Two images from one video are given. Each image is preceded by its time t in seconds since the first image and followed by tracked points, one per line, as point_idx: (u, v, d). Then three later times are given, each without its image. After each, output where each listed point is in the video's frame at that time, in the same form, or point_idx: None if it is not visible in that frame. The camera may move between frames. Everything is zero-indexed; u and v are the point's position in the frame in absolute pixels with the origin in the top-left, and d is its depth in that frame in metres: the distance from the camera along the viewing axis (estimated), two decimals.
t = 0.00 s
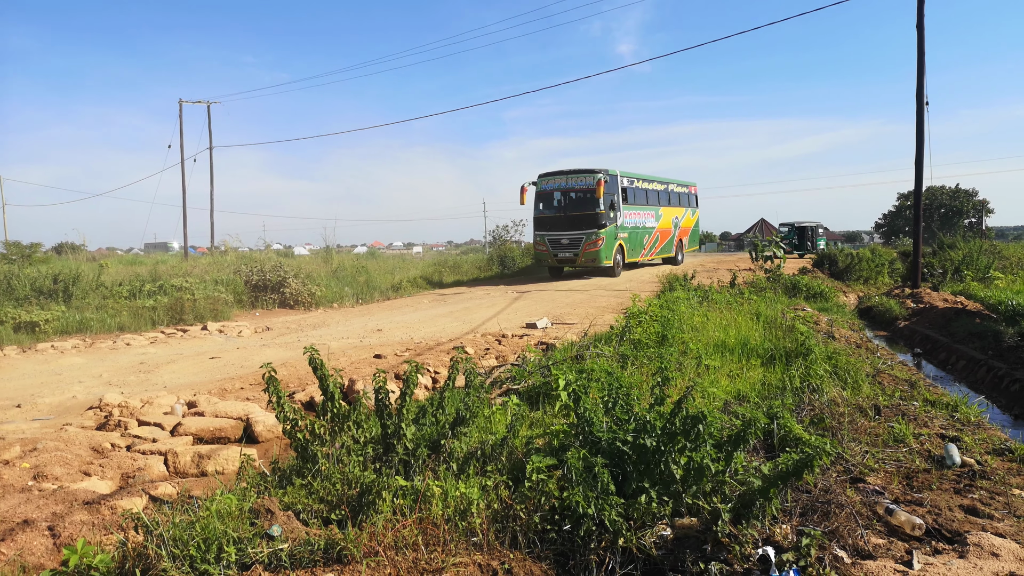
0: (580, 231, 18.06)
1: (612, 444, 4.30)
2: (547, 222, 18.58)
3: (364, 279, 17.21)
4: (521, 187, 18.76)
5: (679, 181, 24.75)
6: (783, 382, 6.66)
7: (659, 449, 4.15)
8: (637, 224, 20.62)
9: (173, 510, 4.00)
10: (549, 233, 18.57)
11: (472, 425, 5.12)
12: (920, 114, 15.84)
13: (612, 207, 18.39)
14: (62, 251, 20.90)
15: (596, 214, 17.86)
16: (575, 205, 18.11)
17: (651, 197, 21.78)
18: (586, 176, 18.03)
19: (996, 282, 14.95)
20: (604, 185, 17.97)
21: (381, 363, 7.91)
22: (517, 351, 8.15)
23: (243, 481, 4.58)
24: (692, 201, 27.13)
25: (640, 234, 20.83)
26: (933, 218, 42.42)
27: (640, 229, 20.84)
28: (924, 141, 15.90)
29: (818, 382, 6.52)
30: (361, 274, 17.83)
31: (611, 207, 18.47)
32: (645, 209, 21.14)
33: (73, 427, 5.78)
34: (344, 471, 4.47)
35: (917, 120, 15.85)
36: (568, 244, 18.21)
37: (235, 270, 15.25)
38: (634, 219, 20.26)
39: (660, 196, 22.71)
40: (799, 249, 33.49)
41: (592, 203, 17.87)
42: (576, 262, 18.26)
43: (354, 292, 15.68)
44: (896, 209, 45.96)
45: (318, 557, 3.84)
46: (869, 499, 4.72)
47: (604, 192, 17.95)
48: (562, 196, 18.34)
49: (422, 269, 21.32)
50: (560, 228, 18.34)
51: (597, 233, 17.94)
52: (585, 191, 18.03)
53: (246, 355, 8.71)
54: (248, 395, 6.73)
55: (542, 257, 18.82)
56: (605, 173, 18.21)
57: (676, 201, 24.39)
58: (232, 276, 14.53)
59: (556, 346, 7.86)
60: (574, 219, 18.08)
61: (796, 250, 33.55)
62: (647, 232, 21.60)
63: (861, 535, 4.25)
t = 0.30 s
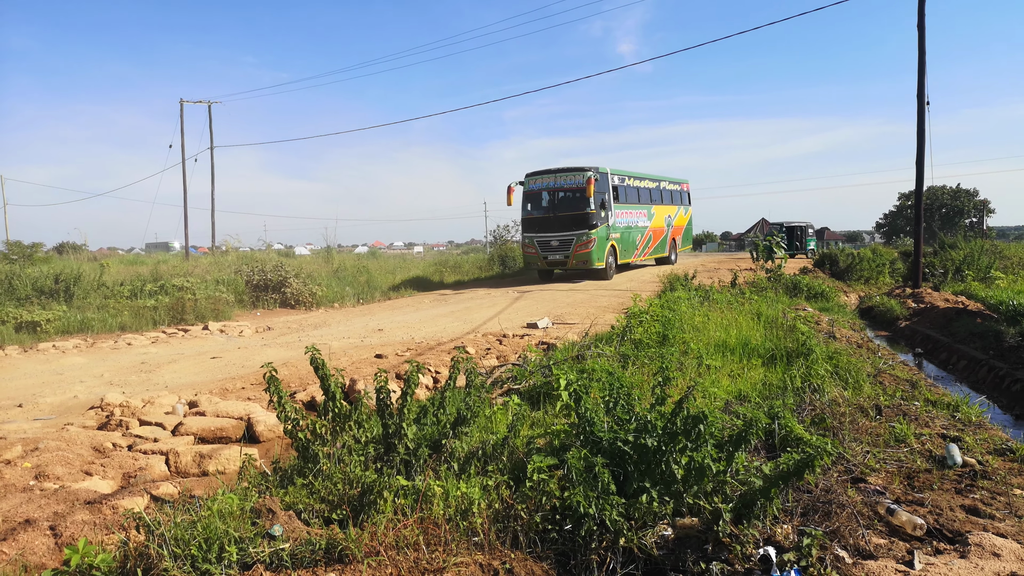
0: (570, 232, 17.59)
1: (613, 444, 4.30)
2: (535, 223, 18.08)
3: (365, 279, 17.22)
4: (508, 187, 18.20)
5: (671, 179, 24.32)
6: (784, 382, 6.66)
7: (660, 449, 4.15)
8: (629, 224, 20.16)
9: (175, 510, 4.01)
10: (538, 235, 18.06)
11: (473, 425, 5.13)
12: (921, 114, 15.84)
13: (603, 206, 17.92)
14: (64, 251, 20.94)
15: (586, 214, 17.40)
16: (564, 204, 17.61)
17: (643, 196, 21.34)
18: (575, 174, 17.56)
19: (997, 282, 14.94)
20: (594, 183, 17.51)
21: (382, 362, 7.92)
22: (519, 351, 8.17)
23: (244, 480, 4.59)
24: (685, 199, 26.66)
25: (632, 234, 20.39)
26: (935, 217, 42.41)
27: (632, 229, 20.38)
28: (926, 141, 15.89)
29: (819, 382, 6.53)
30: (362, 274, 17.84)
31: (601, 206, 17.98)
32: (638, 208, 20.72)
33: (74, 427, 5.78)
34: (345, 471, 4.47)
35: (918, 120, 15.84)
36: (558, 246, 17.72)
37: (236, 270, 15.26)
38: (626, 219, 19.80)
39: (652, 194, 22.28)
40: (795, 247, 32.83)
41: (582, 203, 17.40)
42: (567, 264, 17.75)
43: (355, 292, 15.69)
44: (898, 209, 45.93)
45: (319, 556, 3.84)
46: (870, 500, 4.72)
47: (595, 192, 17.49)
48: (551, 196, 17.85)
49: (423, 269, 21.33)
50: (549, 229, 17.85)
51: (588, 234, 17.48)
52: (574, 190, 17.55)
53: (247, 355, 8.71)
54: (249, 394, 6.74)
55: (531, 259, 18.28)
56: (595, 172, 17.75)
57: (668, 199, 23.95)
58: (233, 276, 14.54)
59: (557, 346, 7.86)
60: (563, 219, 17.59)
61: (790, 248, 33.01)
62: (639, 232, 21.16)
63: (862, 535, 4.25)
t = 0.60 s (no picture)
0: (560, 236, 16.63)
1: (615, 447, 4.30)
2: (523, 228, 17.13)
3: (367, 281, 17.23)
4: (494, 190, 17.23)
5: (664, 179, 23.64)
6: (786, 383, 6.65)
7: (662, 451, 4.14)
8: (622, 226, 19.39)
9: (177, 513, 4.01)
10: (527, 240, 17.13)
11: (475, 428, 5.13)
12: (923, 114, 15.82)
13: (594, 209, 16.99)
14: (67, 255, 21.05)
15: (577, 217, 16.48)
16: (553, 207, 16.64)
17: (636, 196, 20.62)
18: (564, 175, 16.60)
19: (1000, 283, 14.91)
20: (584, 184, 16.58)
21: (384, 365, 7.92)
22: (521, 354, 8.16)
23: (247, 484, 4.60)
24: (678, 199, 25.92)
25: (626, 237, 19.65)
26: (937, 219, 42.35)
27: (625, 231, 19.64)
28: (928, 141, 15.87)
29: (821, 384, 6.52)
30: (364, 277, 17.86)
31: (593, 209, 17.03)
32: (631, 209, 20.03)
33: (76, 431, 5.78)
34: (348, 474, 4.47)
35: (920, 121, 15.82)
36: (548, 251, 16.78)
37: (238, 273, 15.28)
38: (620, 221, 19.03)
39: (645, 194, 21.60)
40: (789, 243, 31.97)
41: (572, 205, 16.43)
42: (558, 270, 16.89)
43: (357, 294, 15.71)
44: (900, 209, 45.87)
45: (322, 560, 3.84)
46: (873, 501, 4.71)
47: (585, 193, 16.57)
48: (539, 199, 16.88)
49: (425, 271, 21.35)
50: (538, 234, 16.88)
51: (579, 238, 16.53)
52: (563, 192, 16.61)
53: (249, 358, 8.73)
54: (252, 398, 6.74)
55: (520, 266, 17.36)
56: (585, 172, 16.86)
57: (661, 200, 23.24)
58: (235, 279, 14.55)
59: (559, 348, 7.85)
60: (552, 223, 16.62)
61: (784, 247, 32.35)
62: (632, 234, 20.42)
63: (865, 537, 4.24)
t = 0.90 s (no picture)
0: (547, 238, 16.03)
1: (615, 447, 4.29)
2: (509, 229, 16.50)
3: (367, 281, 17.23)
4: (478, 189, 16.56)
5: (654, 177, 22.97)
6: (785, 384, 6.65)
7: (662, 451, 4.15)
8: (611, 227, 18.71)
9: (177, 513, 4.01)
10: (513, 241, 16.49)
11: (474, 428, 5.13)
12: (922, 114, 15.84)
13: (583, 210, 16.40)
14: (66, 254, 21.03)
15: (564, 218, 15.87)
16: (540, 208, 16.04)
17: (625, 196, 19.97)
18: (552, 174, 16.02)
19: (1000, 283, 14.92)
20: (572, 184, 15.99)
21: (383, 365, 7.92)
22: (520, 353, 8.18)
23: (246, 483, 4.60)
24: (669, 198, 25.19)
25: (615, 238, 18.97)
26: (936, 219, 42.40)
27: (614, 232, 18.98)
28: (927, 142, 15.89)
29: (820, 384, 6.53)
30: (364, 277, 17.85)
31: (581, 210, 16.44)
32: (620, 209, 19.40)
33: (76, 430, 5.78)
34: (347, 474, 4.48)
35: (920, 121, 15.84)
36: (535, 253, 16.16)
37: (237, 273, 15.27)
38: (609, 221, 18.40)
39: (635, 193, 20.95)
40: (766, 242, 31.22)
41: (560, 206, 15.84)
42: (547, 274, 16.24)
43: (357, 294, 15.71)
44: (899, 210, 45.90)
45: (321, 560, 3.84)
46: (873, 502, 4.71)
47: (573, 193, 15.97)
48: (525, 198, 16.25)
49: (425, 271, 21.35)
50: (525, 235, 16.28)
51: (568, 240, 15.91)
52: (551, 192, 16.01)
53: (249, 357, 8.73)
54: (251, 397, 6.74)
55: (506, 269, 16.70)
56: (573, 171, 16.28)
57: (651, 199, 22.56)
58: (235, 279, 14.54)
59: (559, 348, 7.85)
60: (539, 223, 16.01)
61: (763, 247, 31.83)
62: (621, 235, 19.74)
63: (864, 537, 4.24)
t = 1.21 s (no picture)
0: (541, 238, 15.19)
1: (622, 445, 4.29)
2: (502, 228, 15.62)
3: (373, 280, 17.26)
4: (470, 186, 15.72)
5: (654, 175, 22.11)
6: (794, 382, 6.63)
7: (669, 450, 4.14)
8: (610, 227, 17.81)
9: (186, 510, 4.03)
10: (506, 242, 15.63)
11: (482, 426, 5.12)
12: (931, 111, 15.76)
13: (580, 210, 15.52)
14: (76, 253, 21.17)
15: (560, 218, 15.01)
16: (535, 207, 15.20)
17: (626, 194, 19.09)
18: (548, 171, 15.17)
19: (1011, 281, 14.81)
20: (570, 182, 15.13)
21: (391, 364, 7.93)
22: (527, 351, 8.18)
23: (255, 481, 4.62)
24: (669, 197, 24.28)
25: (614, 239, 18.08)
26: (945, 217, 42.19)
27: (613, 232, 18.07)
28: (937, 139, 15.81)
29: (829, 382, 6.50)
30: (371, 275, 17.89)
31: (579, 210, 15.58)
32: (621, 208, 18.55)
33: (86, 429, 5.81)
34: (355, 471, 4.48)
35: (929, 118, 15.75)
36: (529, 255, 15.37)
37: (245, 272, 15.31)
38: (608, 221, 17.54)
39: (636, 192, 20.05)
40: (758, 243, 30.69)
41: (555, 205, 14.98)
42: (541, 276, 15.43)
43: (363, 293, 15.75)
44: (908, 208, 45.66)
45: (329, 557, 3.85)
46: (882, 500, 4.69)
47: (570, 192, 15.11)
48: (519, 196, 15.41)
49: (432, 270, 21.39)
50: (518, 236, 15.43)
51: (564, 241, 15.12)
52: (546, 190, 15.15)
53: (257, 356, 8.75)
54: (259, 395, 6.77)
55: (498, 271, 15.87)
56: (571, 168, 15.42)
57: (651, 198, 21.64)
58: (242, 277, 14.58)
59: (566, 347, 7.84)
60: (533, 223, 15.16)
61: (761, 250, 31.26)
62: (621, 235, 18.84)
63: (873, 536, 4.23)
